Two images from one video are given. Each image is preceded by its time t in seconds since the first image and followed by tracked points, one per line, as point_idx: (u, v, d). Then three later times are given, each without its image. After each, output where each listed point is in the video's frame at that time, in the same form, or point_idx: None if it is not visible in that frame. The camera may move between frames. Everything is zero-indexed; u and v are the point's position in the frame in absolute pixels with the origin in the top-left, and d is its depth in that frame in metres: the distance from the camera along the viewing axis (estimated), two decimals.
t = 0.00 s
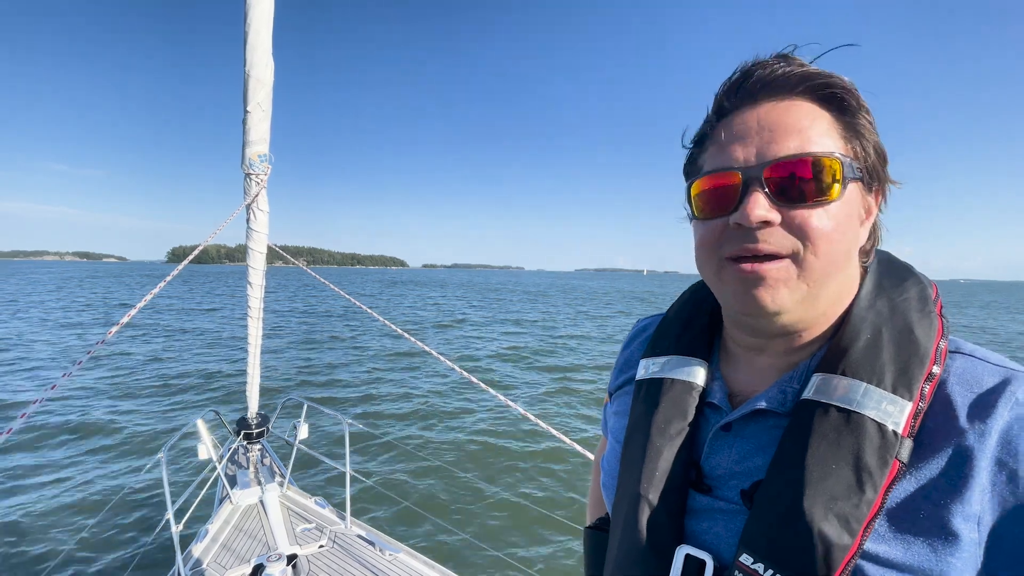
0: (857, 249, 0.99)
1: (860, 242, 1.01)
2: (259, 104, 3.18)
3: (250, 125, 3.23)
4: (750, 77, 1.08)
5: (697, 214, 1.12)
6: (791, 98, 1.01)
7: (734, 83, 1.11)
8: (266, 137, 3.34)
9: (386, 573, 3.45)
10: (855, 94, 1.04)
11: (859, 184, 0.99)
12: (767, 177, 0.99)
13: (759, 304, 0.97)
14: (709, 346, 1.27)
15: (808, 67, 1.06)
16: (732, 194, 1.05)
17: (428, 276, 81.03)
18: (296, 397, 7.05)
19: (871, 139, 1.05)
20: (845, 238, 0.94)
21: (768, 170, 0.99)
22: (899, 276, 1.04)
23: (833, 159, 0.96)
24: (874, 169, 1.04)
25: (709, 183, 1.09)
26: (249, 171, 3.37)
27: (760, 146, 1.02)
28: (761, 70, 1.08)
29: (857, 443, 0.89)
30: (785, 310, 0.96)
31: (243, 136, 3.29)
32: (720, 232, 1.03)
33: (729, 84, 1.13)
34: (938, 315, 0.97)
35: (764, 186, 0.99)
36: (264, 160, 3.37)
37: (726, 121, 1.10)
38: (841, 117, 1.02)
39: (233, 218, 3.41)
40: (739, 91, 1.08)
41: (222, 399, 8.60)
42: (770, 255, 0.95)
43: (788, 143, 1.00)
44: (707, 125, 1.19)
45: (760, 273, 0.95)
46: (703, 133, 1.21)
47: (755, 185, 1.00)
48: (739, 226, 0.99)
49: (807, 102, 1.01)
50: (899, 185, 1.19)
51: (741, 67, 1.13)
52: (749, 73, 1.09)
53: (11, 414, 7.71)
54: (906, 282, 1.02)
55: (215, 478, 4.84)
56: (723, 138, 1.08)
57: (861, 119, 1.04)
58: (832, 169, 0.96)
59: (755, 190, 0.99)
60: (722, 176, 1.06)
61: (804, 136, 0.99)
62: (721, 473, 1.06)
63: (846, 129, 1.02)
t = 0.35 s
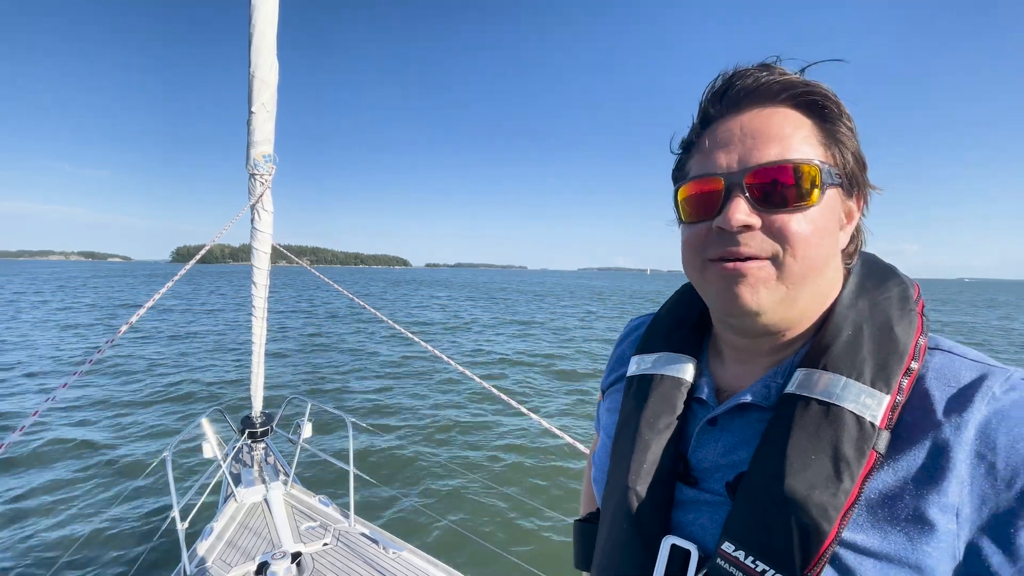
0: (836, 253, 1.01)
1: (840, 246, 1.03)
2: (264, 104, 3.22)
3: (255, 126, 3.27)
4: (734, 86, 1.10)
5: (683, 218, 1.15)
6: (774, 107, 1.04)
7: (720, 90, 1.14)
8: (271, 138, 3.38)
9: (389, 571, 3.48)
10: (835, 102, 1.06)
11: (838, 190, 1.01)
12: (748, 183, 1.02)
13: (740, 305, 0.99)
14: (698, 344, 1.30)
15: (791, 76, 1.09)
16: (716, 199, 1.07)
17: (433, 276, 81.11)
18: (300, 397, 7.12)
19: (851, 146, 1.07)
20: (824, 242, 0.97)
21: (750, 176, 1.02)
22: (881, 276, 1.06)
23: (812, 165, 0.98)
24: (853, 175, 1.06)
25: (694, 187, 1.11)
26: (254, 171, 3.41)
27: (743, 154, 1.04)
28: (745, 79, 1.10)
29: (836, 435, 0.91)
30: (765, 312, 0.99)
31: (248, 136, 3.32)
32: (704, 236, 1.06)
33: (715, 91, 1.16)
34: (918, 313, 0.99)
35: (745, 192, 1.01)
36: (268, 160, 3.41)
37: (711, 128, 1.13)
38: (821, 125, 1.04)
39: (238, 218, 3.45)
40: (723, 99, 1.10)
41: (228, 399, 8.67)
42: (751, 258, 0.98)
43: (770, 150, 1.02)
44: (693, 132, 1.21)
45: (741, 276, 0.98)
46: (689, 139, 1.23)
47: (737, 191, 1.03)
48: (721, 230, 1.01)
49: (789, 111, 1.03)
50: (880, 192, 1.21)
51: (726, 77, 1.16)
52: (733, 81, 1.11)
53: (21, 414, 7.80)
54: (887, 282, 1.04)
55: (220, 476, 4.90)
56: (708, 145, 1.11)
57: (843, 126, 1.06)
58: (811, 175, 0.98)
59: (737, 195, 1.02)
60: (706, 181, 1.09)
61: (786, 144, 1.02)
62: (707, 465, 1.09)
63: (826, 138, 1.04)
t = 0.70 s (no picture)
0: (819, 272, 1.04)
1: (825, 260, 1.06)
2: (268, 103, 3.26)
3: (259, 125, 3.31)
4: (708, 120, 1.04)
5: (670, 246, 1.17)
6: (750, 145, 0.98)
7: (694, 115, 1.08)
8: (275, 136, 3.42)
9: (392, 567, 3.53)
10: (811, 116, 1.01)
11: (819, 216, 1.02)
12: (730, 226, 1.02)
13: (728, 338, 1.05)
14: (690, 341, 1.33)
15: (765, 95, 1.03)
16: (699, 238, 1.09)
17: (436, 275, 81.20)
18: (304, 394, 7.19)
19: (831, 155, 1.04)
20: (805, 274, 1.00)
21: (729, 219, 1.02)
22: (866, 270, 1.10)
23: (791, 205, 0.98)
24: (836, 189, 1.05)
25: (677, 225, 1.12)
26: (259, 169, 3.46)
27: (720, 195, 1.03)
28: (718, 109, 1.04)
29: (826, 429, 0.94)
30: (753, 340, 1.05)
31: (253, 134, 3.37)
32: (692, 271, 1.10)
33: (688, 116, 1.10)
34: (902, 306, 1.03)
35: (726, 236, 1.03)
36: (272, 159, 3.46)
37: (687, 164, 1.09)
38: (801, 147, 1.00)
39: (243, 216, 3.49)
40: (697, 136, 1.05)
41: (233, 397, 8.73)
42: (736, 298, 1.02)
43: (747, 193, 1.00)
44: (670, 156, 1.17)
45: (727, 316, 1.03)
46: (667, 154, 1.19)
47: (718, 235, 1.04)
48: (706, 273, 1.05)
49: (767, 149, 0.98)
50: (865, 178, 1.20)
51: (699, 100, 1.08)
52: (707, 111, 1.05)
53: (29, 412, 7.88)
54: (872, 276, 1.08)
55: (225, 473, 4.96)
56: (686, 184, 1.09)
57: (822, 141, 1.02)
58: (791, 213, 0.98)
59: (719, 238, 1.03)
60: (689, 219, 1.10)
61: (764, 180, 0.99)
62: (701, 460, 1.12)
63: (806, 162, 1.01)
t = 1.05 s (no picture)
0: (815, 264, 1.04)
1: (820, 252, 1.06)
2: (272, 102, 3.28)
3: (263, 123, 3.34)
4: (699, 113, 1.06)
5: (666, 239, 1.18)
6: (740, 137, 0.99)
7: (686, 108, 1.09)
8: (279, 134, 3.45)
9: (395, 562, 3.56)
10: (803, 106, 1.02)
11: (813, 208, 1.02)
12: (725, 218, 1.03)
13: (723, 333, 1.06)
14: (688, 335, 1.34)
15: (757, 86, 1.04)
16: (694, 230, 1.10)
17: (439, 273, 81.33)
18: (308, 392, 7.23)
19: (824, 145, 1.04)
20: (800, 264, 1.00)
21: (722, 211, 1.03)
22: (863, 261, 1.11)
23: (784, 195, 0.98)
24: (829, 181, 1.05)
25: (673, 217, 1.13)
26: (263, 168, 3.48)
27: (714, 186, 1.04)
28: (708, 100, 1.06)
29: (822, 422, 0.95)
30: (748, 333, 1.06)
31: (257, 133, 3.40)
32: (687, 265, 1.11)
33: (682, 108, 1.11)
34: (899, 299, 1.04)
35: (721, 228, 1.03)
36: (276, 157, 3.48)
37: (679, 157, 1.10)
38: (793, 137, 1.01)
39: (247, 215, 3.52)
40: (688, 127, 1.06)
41: (238, 395, 8.78)
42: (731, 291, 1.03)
43: (740, 184, 1.01)
44: (664, 148, 1.18)
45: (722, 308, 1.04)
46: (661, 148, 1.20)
47: (713, 227, 1.05)
48: (702, 265, 1.06)
49: (759, 140, 0.98)
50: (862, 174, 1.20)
51: (691, 93, 1.10)
52: (698, 103, 1.07)
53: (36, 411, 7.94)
54: (870, 268, 1.09)
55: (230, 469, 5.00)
56: (680, 176, 1.10)
57: (815, 130, 1.03)
58: (785, 203, 0.99)
59: (713, 231, 1.04)
60: (683, 213, 1.11)
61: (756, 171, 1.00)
62: (699, 455, 1.13)
63: (799, 152, 1.01)
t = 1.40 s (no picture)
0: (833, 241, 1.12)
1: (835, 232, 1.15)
2: (276, 103, 3.34)
3: (268, 124, 3.40)
4: (752, 77, 1.12)
5: (702, 209, 1.13)
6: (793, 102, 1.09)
7: (733, 75, 1.14)
8: (283, 135, 3.50)
9: (398, 558, 3.61)
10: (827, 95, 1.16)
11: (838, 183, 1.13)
12: (784, 178, 1.05)
13: (773, 298, 1.04)
14: (677, 330, 1.39)
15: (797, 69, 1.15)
16: (747, 192, 1.08)
17: (443, 272, 81.42)
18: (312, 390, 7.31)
19: (836, 135, 1.17)
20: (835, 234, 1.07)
21: (786, 170, 1.05)
22: (845, 256, 1.16)
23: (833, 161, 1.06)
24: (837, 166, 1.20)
25: (724, 180, 1.10)
26: (268, 168, 3.54)
27: (775, 146, 1.07)
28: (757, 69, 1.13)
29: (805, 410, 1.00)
30: (794, 303, 1.05)
31: (262, 134, 3.45)
32: (735, 229, 1.08)
33: (729, 77, 1.15)
34: (878, 291, 1.09)
35: (782, 187, 1.04)
36: (281, 158, 3.54)
37: (733, 117, 1.11)
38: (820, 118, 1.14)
39: (253, 215, 3.58)
40: (744, 89, 1.11)
41: (243, 394, 8.86)
42: (786, 253, 1.03)
43: (797, 145, 1.07)
44: (699, 120, 1.19)
45: (778, 270, 1.02)
46: (694, 120, 1.20)
47: (774, 186, 1.05)
48: (762, 225, 1.04)
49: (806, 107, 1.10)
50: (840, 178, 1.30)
51: (733, 65, 1.17)
52: (748, 70, 1.13)
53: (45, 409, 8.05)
54: (850, 262, 1.14)
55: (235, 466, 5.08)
56: (735, 136, 1.11)
57: (834, 121, 1.17)
58: (832, 170, 1.06)
59: (774, 190, 1.05)
60: (738, 173, 1.09)
61: (806, 138, 1.08)
62: (688, 444, 1.18)
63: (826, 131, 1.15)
